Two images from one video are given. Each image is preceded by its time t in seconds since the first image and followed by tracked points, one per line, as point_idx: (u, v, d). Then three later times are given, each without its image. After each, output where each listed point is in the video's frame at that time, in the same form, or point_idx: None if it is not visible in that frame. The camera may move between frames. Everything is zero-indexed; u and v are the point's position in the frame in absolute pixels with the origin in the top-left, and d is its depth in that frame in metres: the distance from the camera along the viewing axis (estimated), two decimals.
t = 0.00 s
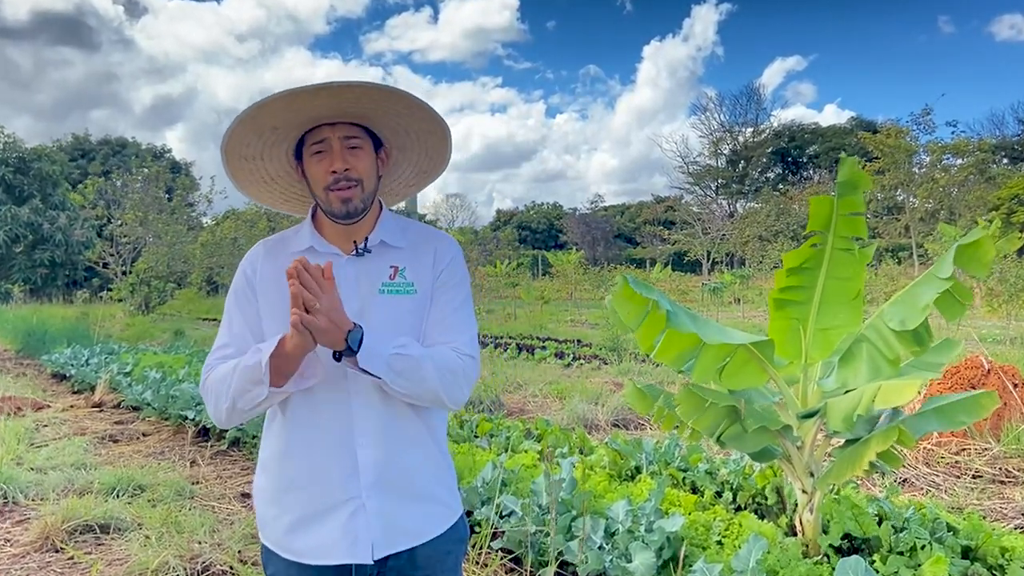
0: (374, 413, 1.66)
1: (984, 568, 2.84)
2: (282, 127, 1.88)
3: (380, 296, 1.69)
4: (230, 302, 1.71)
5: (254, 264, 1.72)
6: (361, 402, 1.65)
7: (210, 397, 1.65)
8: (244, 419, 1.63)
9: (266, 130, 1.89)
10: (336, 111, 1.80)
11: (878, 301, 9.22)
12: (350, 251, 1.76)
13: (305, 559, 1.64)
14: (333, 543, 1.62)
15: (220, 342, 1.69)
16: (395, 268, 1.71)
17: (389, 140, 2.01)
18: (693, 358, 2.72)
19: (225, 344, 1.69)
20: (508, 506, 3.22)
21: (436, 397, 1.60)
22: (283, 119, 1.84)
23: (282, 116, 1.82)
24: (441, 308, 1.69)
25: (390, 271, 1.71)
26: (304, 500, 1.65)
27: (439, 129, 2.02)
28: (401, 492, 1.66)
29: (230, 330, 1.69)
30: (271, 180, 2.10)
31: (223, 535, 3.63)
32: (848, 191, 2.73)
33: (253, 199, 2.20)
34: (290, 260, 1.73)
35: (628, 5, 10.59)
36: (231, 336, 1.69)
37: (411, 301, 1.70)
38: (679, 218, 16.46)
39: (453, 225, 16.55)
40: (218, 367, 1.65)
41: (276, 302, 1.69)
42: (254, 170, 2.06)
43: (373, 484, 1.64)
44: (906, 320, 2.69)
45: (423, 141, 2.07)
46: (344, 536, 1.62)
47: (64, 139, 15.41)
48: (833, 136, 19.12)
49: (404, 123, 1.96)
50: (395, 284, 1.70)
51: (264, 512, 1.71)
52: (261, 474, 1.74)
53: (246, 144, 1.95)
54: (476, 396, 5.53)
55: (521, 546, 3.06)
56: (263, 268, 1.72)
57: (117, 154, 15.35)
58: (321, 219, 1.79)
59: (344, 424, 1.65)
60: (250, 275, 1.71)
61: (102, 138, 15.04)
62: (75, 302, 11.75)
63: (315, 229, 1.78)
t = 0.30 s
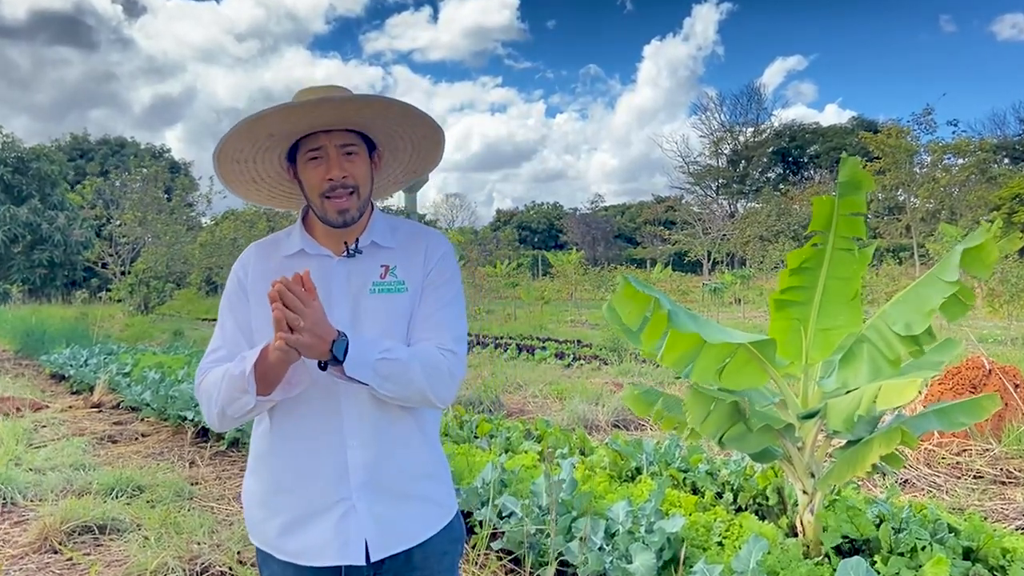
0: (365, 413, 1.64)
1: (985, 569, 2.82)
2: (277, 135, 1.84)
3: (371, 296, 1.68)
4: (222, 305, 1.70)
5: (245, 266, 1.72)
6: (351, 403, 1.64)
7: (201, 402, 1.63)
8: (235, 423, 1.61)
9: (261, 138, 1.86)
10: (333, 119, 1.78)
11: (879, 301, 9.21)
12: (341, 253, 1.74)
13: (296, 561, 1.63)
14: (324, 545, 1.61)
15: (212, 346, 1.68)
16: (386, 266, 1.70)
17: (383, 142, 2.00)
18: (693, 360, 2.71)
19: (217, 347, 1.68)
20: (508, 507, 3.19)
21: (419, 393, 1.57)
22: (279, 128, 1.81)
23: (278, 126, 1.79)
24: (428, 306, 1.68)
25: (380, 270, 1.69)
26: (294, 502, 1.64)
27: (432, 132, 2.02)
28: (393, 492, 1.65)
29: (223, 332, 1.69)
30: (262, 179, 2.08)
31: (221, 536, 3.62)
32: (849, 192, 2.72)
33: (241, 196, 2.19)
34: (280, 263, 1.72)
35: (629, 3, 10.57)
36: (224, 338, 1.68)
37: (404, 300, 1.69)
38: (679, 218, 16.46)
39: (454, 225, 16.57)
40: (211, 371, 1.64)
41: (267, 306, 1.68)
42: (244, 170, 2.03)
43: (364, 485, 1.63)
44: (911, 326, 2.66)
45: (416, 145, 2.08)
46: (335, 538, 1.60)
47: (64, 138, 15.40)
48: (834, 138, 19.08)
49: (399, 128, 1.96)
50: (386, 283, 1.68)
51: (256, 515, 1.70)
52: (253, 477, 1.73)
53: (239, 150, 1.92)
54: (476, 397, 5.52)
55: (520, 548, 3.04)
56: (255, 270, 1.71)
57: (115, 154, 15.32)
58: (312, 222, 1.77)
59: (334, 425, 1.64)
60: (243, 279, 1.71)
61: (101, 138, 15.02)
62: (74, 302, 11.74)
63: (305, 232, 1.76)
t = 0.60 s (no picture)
0: (360, 416, 1.63)
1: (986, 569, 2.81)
2: (277, 123, 1.83)
3: (366, 299, 1.67)
4: (213, 305, 1.68)
5: (237, 269, 1.69)
6: (346, 405, 1.63)
7: (190, 402, 1.60)
8: (226, 427, 1.59)
9: (261, 123, 1.85)
10: (331, 115, 1.76)
11: (881, 301, 9.19)
12: (332, 254, 1.71)
13: (292, 564, 1.62)
14: (320, 547, 1.59)
15: (202, 346, 1.65)
16: (380, 270, 1.69)
17: (379, 145, 1.98)
18: (691, 361, 2.71)
19: (207, 348, 1.65)
20: (508, 507, 3.17)
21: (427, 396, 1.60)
22: (279, 116, 1.79)
23: (279, 115, 1.78)
24: (437, 309, 1.72)
25: (375, 273, 1.69)
26: (288, 505, 1.62)
27: (431, 140, 2.00)
28: (389, 495, 1.64)
29: (214, 332, 1.66)
30: (257, 169, 2.07)
31: (221, 536, 3.61)
32: (857, 192, 2.70)
33: (235, 186, 2.17)
34: (271, 264, 1.69)
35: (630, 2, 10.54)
36: (215, 340, 1.66)
37: (397, 304, 1.67)
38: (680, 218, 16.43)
39: (453, 225, 16.56)
40: (202, 372, 1.61)
41: (261, 307, 1.66)
42: (239, 158, 2.02)
43: (358, 487, 1.62)
44: (911, 325, 2.65)
45: (414, 153, 2.07)
46: (329, 541, 1.59)
47: (64, 138, 15.39)
48: (834, 135, 20.18)
49: (399, 134, 1.95)
50: (381, 287, 1.67)
51: (250, 518, 1.68)
52: (246, 480, 1.71)
53: (237, 134, 1.91)
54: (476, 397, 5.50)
55: (520, 548, 3.03)
56: (248, 271, 1.68)
57: (114, 154, 15.36)
58: (304, 221, 1.75)
59: (328, 427, 1.62)
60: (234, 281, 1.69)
61: (99, 138, 15.03)
62: (73, 302, 11.72)
63: (297, 232, 1.73)
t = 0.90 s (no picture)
0: (370, 417, 1.63)
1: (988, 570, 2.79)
2: (284, 127, 1.80)
3: (374, 302, 1.68)
4: (216, 305, 1.63)
5: (242, 267, 1.65)
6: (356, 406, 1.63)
7: (197, 409, 1.56)
8: (235, 432, 1.55)
9: (266, 127, 1.83)
10: (339, 120, 1.74)
11: (882, 301, 9.17)
12: (341, 254, 1.71)
13: (297, 565, 1.59)
14: (327, 548, 1.57)
15: (208, 350, 1.59)
16: (389, 274, 1.71)
17: (388, 147, 1.97)
18: (694, 359, 2.69)
19: (212, 353, 1.59)
20: (508, 508, 3.14)
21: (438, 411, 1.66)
22: (285, 120, 1.77)
23: (286, 119, 1.75)
24: (445, 315, 1.77)
25: (384, 277, 1.70)
26: (294, 505, 1.60)
27: (439, 144, 2.00)
28: (397, 496, 1.65)
29: (217, 333, 1.61)
30: (263, 167, 2.05)
31: (220, 537, 3.59)
32: (859, 192, 2.69)
33: (240, 183, 2.14)
34: (280, 264, 1.66)
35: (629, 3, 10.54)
36: (219, 342, 1.60)
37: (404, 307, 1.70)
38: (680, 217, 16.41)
39: (453, 225, 16.55)
40: (211, 378, 1.56)
41: (270, 307, 1.64)
42: (245, 158, 2.00)
43: (366, 488, 1.61)
44: (917, 327, 2.64)
45: (420, 155, 2.06)
46: (336, 542, 1.58)
47: (63, 137, 15.38)
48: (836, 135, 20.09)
49: (405, 136, 1.94)
50: (389, 291, 1.69)
51: (251, 518, 1.64)
52: (246, 480, 1.67)
53: (243, 137, 1.89)
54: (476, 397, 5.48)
55: (520, 549, 3.02)
56: (254, 271, 1.65)
57: (113, 154, 15.37)
58: (309, 222, 1.73)
59: (337, 427, 1.62)
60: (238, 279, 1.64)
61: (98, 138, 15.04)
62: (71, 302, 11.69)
63: (303, 231, 1.71)
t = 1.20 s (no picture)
0: (375, 415, 1.62)
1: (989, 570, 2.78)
2: (292, 126, 1.79)
3: (380, 301, 1.67)
4: (219, 301, 1.61)
5: (245, 264, 1.63)
6: (361, 405, 1.61)
7: (201, 407, 1.53)
8: (239, 429, 1.53)
9: (274, 126, 1.81)
10: (348, 119, 1.72)
11: (883, 300, 9.15)
12: (347, 254, 1.70)
13: (303, 564, 1.57)
14: (333, 547, 1.56)
15: (212, 347, 1.57)
16: (393, 273, 1.70)
17: (395, 146, 1.96)
18: (694, 361, 2.68)
19: (216, 350, 1.57)
20: (508, 509, 3.13)
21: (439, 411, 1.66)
22: (292, 118, 1.75)
23: (294, 117, 1.73)
24: (447, 314, 1.77)
25: (389, 276, 1.69)
26: (299, 504, 1.58)
27: (445, 145, 1.99)
28: (400, 495, 1.64)
29: (220, 330, 1.59)
30: (269, 165, 2.04)
31: (219, 538, 3.57)
32: (863, 192, 2.67)
33: (247, 181, 2.13)
34: (285, 262, 1.65)
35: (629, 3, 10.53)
36: (222, 340, 1.58)
37: (409, 307, 1.69)
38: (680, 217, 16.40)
39: (453, 224, 16.53)
40: (215, 376, 1.54)
41: (274, 305, 1.62)
42: (252, 156, 1.99)
43: (372, 487, 1.60)
44: (924, 330, 2.62)
45: (428, 155, 2.05)
46: (342, 541, 1.56)
47: (62, 137, 15.39)
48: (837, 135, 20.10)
49: (412, 136, 1.93)
50: (394, 290, 1.68)
51: (255, 518, 1.62)
52: (249, 480, 1.65)
53: (249, 136, 1.88)
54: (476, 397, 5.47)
55: (520, 549, 3.00)
56: (258, 268, 1.63)
57: (112, 154, 15.37)
58: (314, 219, 1.72)
59: (342, 426, 1.61)
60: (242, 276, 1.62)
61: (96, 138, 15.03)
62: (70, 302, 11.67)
63: (307, 229, 1.70)
